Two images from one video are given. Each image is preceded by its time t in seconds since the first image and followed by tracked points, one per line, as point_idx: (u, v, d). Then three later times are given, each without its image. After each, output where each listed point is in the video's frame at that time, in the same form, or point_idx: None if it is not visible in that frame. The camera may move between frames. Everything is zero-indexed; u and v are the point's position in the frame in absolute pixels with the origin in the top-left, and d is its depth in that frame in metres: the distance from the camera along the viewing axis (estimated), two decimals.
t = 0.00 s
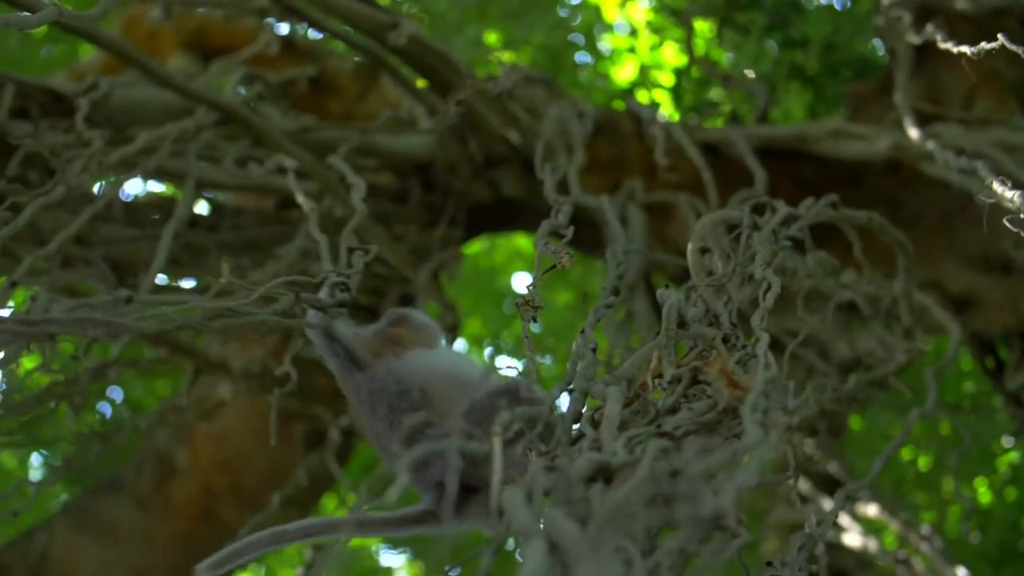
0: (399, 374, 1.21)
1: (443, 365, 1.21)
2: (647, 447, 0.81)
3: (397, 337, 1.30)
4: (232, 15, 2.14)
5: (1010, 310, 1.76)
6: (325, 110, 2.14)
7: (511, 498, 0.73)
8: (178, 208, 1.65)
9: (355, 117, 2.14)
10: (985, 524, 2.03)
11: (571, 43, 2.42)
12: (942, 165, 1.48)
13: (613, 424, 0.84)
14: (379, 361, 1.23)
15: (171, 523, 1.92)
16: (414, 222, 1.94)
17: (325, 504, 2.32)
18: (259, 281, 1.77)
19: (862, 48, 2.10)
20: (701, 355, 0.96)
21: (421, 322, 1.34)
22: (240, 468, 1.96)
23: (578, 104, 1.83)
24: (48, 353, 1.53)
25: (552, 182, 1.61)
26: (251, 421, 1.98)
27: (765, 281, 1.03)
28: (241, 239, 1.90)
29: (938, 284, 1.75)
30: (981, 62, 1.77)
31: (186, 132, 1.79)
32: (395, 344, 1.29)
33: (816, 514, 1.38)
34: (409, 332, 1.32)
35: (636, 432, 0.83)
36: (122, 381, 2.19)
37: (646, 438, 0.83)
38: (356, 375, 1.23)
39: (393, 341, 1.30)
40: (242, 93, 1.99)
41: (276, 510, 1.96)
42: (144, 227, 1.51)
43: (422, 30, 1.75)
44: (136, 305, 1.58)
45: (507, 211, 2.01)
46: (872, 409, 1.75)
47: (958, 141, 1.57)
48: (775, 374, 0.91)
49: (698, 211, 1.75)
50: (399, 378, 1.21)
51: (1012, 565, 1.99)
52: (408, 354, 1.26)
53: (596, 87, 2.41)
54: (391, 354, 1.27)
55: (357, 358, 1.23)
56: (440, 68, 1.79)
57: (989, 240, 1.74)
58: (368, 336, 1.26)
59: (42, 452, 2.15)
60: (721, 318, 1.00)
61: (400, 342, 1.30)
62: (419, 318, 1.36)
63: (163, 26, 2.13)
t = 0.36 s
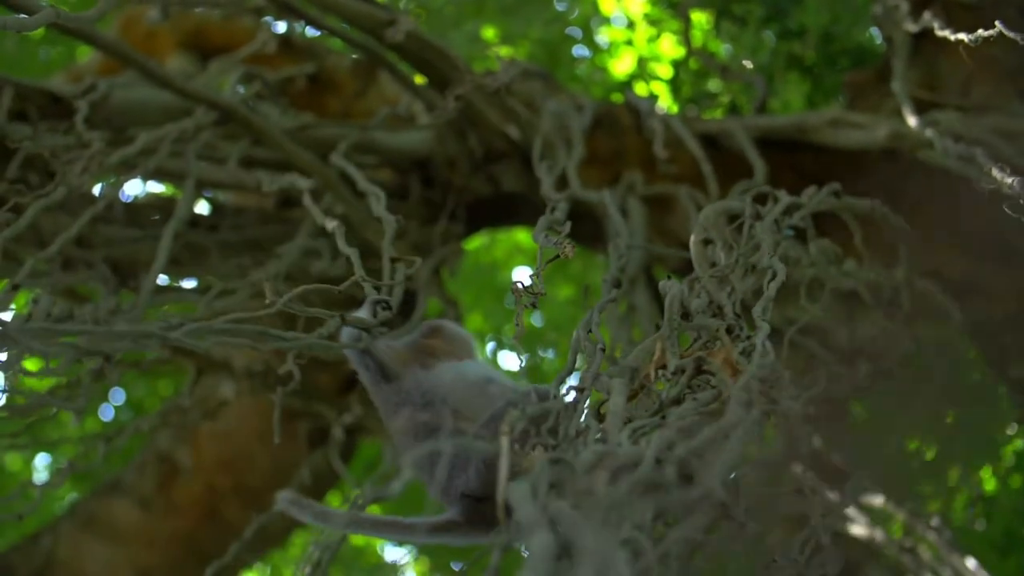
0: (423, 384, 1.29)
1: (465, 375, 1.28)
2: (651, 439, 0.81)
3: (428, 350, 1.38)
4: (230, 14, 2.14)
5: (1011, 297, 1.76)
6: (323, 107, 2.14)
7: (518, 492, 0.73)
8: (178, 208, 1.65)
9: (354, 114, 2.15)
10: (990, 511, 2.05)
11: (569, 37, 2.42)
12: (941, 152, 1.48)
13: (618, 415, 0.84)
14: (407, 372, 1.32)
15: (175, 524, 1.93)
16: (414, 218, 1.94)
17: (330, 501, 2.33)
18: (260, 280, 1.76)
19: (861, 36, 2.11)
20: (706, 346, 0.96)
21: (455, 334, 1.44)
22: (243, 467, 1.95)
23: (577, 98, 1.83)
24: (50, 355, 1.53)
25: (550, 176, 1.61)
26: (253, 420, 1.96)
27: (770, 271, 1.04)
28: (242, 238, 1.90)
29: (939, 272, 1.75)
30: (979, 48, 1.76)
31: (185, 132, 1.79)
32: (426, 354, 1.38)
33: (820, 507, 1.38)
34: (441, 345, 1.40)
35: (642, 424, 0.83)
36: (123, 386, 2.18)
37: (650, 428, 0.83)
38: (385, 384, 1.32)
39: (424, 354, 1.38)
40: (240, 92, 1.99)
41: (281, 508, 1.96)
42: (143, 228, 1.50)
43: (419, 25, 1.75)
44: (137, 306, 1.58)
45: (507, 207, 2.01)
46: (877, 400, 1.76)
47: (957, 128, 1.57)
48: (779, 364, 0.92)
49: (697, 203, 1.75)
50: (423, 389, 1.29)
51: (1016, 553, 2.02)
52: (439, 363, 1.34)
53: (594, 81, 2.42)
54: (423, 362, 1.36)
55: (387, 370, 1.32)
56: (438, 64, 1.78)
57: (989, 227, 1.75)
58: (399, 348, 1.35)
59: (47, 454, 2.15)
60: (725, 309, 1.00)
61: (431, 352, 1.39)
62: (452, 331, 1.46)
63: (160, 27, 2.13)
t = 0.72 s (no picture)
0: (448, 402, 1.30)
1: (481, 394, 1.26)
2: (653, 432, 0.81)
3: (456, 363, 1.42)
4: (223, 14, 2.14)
5: (1007, 286, 1.77)
6: (318, 105, 2.14)
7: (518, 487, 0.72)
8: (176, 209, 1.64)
9: (349, 113, 2.14)
10: (990, 500, 2.07)
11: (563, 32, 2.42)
12: (937, 143, 1.48)
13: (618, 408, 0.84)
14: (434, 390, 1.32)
15: (177, 525, 1.93)
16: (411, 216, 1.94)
17: (332, 500, 2.34)
18: (258, 280, 1.76)
19: (854, 27, 2.11)
20: (706, 340, 0.96)
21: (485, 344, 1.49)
22: (242, 468, 1.95)
23: (572, 93, 1.83)
24: (49, 358, 1.52)
25: (547, 173, 1.61)
26: (252, 420, 1.96)
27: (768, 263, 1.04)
28: (239, 238, 1.90)
29: (936, 263, 1.76)
30: (972, 38, 1.77)
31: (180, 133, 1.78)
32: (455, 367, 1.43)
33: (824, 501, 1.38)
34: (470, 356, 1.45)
35: (643, 416, 0.83)
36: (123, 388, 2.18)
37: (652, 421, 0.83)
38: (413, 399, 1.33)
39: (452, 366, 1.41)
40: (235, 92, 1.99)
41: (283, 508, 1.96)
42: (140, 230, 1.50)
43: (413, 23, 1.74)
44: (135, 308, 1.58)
45: (504, 203, 2.01)
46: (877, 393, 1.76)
47: (952, 118, 1.57)
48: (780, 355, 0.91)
49: (694, 197, 1.75)
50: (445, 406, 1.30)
51: (1016, 540, 2.08)
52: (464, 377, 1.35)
53: (589, 75, 2.42)
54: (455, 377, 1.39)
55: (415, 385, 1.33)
56: (432, 61, 1.77)
57: (985, 217, 1.75)
58: (429, 362, 1.36)
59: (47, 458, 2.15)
60: (725, 302, 1.00)
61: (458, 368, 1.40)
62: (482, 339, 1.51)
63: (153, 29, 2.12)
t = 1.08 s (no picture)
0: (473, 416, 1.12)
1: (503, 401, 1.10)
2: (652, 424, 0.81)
3: (478, 375, 1.21)
4: (216, 13, 2.14)
5: (1004, 277, 1.77)
6: (312, 103, 2.14)
7: (517, 479, 0.72)
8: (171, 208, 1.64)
9: (344, 110, 2.14)
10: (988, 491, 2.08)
11: (557, 27, 2.42)
12: (932, 135, 1.48)
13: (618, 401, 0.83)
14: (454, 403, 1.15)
15: (175, 523, 1.93)
16: (407, 212, 1.94)
17: (331, 497, 2.34)
18: (254, 278, 1.75)
19: (848, 20, 2.11)
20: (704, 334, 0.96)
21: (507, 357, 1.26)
22: (241, 466, 1.95)
23: (567, 88, 1.82)
24: (45, 358, 1.51)
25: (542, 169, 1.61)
26: (251, 418, 1.97)
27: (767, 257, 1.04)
28: (234, 236, 1.89)
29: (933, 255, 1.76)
30: (967, 29, 1.77)
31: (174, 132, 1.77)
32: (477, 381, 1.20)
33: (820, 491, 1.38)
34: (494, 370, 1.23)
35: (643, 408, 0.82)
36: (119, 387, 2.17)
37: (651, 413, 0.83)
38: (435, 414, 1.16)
39: (476, 382, 1.21)
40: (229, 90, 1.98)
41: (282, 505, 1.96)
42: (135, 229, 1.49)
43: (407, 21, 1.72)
44: (132, 307, 1.57)
45: (500, 198, 2.01)
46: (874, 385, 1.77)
47: (947, 109, 1.57)
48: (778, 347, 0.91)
49: (690, 190, 1.75)
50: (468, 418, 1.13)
51: (1015, 530, 2.10)
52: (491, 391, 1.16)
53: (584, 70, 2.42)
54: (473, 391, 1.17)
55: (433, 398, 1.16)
56: (426, 58, 1.74)
57: (982, 208, 1.75)
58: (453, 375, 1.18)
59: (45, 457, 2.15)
60: (723, 297, 1.00)
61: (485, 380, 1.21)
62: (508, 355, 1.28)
63: (146, 27, 2.12)
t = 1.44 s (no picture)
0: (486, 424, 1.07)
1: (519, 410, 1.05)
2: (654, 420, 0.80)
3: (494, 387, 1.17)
4: (211, 13, 2.13)
5: (1000, 269, 1.77)
6: (307, 102, 2.14)
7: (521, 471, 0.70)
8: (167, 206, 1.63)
9: (339, 109, 2.14)
10: (986, 484, 2.08)
11: (551, 24, 2.42)
12: (928, 128, 1.48)
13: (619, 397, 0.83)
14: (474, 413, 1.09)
15: (174, 523, 1.92)
16: (402, 210, 1.94)
17: (331, 496, 2.34)
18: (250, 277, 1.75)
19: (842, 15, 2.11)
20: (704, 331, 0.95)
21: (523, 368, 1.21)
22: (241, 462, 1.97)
23: (562, 85, 1.82)
24: (42, 359, 1.51)
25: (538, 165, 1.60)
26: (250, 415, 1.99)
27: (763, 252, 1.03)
28: (230, 235, 1.89)
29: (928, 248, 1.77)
30: (960, 22, 1.77)
31: (169, 131, 1.77)
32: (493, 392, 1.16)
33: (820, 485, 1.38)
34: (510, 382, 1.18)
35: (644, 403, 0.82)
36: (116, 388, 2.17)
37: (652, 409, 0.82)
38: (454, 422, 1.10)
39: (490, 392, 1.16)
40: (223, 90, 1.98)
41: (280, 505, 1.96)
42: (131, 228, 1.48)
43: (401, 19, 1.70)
44: (128, 307, 1.57)
45: (496, 195, 2.00)
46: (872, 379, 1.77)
47: (942, 101, 1.56)
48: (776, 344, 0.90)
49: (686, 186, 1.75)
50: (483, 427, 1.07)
51: (1013, 522, 2.10)
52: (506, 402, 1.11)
53: (578, 67, 2.42)
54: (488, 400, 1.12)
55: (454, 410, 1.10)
56: (419, 56, 1.73)
57: (977, 201, 1.75)
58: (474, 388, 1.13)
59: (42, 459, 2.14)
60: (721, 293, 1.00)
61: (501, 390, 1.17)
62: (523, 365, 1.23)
63: (140, 28, 2.11)
